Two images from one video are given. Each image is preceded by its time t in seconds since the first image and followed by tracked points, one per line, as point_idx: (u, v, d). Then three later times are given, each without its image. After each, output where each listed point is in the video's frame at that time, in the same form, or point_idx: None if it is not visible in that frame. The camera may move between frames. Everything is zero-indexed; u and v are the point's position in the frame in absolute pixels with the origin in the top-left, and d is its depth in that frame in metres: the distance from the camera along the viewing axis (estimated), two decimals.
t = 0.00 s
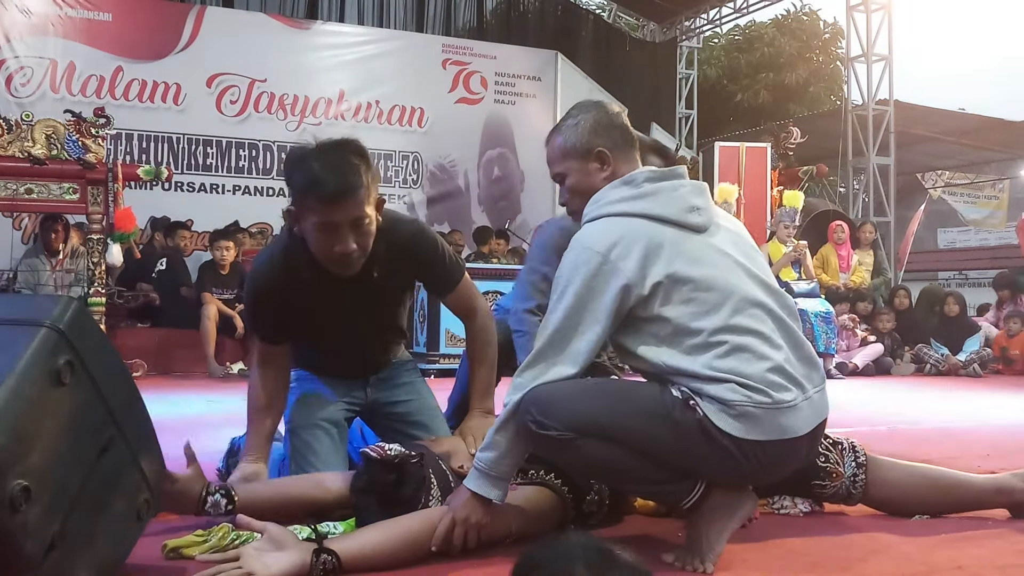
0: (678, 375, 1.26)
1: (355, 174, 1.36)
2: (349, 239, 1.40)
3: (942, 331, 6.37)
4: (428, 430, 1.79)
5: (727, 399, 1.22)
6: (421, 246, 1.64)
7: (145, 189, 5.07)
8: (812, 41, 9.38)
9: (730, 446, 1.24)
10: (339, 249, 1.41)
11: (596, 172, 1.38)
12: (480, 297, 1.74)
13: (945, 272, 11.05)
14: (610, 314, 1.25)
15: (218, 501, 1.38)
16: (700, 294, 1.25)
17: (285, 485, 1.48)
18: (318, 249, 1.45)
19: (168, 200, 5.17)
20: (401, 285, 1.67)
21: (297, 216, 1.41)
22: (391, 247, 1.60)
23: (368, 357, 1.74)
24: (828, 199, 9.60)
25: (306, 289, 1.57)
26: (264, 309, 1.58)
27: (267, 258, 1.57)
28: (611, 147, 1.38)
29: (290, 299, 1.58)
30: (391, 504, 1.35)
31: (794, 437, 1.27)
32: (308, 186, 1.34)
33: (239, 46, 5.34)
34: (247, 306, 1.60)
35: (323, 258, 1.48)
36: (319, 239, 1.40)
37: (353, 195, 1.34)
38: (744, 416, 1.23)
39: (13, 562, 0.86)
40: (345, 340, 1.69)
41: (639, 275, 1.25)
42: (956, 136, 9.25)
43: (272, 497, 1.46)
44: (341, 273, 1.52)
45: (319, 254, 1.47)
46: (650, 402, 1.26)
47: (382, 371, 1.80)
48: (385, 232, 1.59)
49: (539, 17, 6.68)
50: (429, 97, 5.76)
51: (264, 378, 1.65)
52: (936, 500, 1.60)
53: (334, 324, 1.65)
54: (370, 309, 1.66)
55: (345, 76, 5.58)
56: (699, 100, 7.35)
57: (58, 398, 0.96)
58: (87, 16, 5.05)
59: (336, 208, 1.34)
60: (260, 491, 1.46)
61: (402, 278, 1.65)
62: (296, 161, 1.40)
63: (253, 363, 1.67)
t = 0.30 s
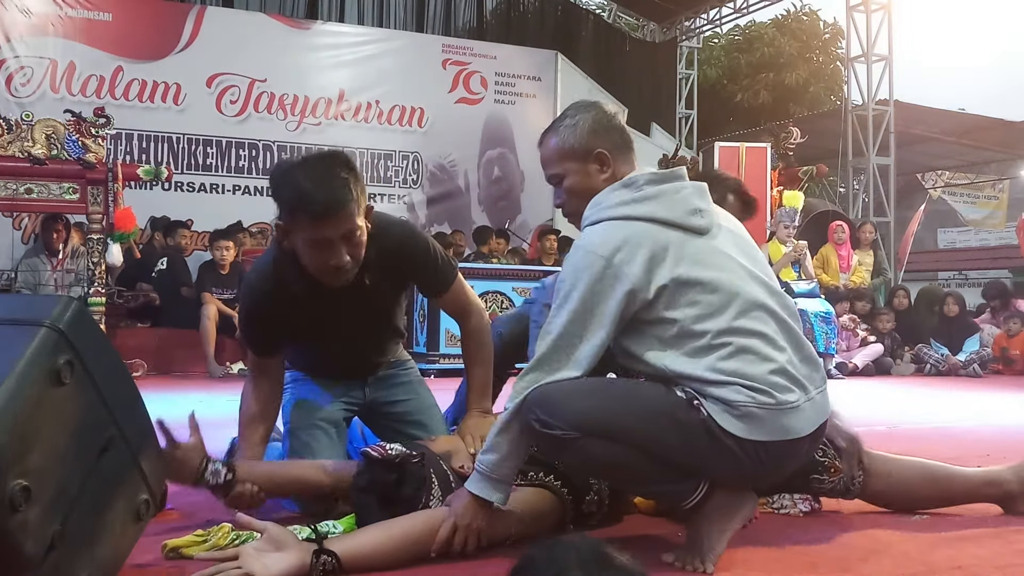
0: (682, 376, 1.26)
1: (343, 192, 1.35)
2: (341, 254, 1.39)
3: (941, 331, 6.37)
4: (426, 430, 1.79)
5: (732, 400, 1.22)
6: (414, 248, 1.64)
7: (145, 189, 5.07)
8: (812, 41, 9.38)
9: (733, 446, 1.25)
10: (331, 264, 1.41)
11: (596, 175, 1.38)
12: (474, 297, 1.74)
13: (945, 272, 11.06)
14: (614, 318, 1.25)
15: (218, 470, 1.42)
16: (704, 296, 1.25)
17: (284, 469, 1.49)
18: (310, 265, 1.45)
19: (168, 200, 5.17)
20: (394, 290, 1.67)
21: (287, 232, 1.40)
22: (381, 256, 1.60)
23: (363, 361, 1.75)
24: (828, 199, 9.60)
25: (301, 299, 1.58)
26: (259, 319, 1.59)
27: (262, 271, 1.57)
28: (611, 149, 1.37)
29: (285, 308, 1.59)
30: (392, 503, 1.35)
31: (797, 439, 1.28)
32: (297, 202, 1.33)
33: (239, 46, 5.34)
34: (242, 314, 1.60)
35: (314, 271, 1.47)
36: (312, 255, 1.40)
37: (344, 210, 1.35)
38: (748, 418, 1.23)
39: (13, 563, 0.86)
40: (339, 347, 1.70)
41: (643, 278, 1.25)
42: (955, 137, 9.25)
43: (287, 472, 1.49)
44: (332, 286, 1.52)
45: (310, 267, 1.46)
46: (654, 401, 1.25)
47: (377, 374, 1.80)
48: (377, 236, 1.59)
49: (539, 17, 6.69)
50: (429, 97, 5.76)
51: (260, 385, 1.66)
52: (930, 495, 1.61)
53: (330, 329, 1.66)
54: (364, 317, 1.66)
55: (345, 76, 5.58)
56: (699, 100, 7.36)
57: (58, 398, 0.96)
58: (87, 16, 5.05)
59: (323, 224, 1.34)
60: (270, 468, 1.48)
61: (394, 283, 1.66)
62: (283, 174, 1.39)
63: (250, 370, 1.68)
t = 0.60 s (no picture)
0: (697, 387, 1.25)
1: (353, 187, 1.37)
2: (356, 250, 1.42)
3: (941, 331, 6.37)
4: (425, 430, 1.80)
5: (754, 401, 1.24)
6: (412, 247, 1.65)
7: (145, 189, 5.07)
8: (812, 41, 9.39)
9: (752, 444, 1.26)
10: (348, 258, 1.43)
11: (591, 187, 1.31)
12: (469, 296, 1.75)
13: (945, 272, 11.06)
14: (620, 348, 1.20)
15: (231, 426, 1.37)
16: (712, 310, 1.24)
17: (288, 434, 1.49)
18: (319, 261, 1.46)
19: (168, 200, 5.17)
20: (391, 289, 1.68)
21: (291, 231, 1.41)
22: (380, 256, 1.61)
23: (356, 359, 1.74)
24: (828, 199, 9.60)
25: (303, 295, 1.58)
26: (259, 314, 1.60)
27: (261, 269, 1.56)
28: (609, 164, 1.31)
29: (287, 302, 1.60)
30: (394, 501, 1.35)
31: (810, 435, 1.31)
32: (303, 200, 1.34)
33: (239, 46, 5.34)
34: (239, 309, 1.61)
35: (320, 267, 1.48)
36: (322, 253, 1.42)
37: (354, 209, 1.36)
38: (769, 419, 1.25)
39: (14, 563, 0.86)
40: (334, 345, 1.70)
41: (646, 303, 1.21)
42: (956, 137, 9.25)
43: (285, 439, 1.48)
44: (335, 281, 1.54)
45: (317, 264, 1.47)
46: (674, 396, 1.24)
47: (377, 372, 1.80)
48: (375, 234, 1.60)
49: (539, 17, 6.69)
50: (429, 97, 5.76)
51: (253, 371, 1.68)
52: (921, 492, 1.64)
53: (327, 326, 1.66)
54: (360, 315, 1.67)
55: (345, 76, 5.58)
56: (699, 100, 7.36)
57: (58, 398, 0.96)
58: (87, 16, 5.05)
59: (331, 221, 1.35)
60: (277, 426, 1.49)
61: (389, 281, 1.66)
62: (286, 171, 1.40)
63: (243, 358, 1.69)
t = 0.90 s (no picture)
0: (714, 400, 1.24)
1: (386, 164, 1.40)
2: (383, 229, 1.44)
3: (941, 330, 6.36)
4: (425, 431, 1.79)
5: (775, 407, 1.23)
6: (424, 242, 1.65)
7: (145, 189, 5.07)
8: (812, 41, 9.40)
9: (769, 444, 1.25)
10: (379, 238, 1.45)
11: (591, 206, 1.28)
12: (472, 300, 1.75)
13: (945, 272, 11.05)
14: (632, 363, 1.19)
15: (267, 373, 1.46)
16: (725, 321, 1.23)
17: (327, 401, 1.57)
18: (342, 241, 1.47)
19: (168, 200, 5.17)
20: (401, 283, 1.68)
21: (320, 208, 1.42)
22: (393, 248, 1.60)
23: (356, 358, 1.75)
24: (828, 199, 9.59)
25: (315, 281, 1.58)
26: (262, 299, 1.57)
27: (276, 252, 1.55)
28: (609, 182, 1.28)
29: (294, 287, 1.58)
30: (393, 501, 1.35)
31: (833, 438, 1.30)
32: (340, 174, 1.36)
33: (239, 45, 5.34)
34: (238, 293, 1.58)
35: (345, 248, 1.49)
36: (347, 232, 1.43)
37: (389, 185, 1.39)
38: (791, 424, 1.24)
39: (14, 563, 0.86)
40: (334, 337, 1.69)
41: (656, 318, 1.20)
42: (956, 136, 9.25)
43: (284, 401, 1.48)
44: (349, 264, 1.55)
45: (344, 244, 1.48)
46: (698, 393, 1.24)
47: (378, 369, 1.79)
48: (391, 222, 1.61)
49: (539, 17, 6.69)
50: (429, 97, 5.76)
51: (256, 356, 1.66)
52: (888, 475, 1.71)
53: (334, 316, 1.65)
54: (364, 306, 1.66)
55: (345, 76, 5.58)
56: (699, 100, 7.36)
57: (57, 398, 0.96)
58: (87, 16, 5.05)
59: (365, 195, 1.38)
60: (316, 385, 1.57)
61: (401, 275, 1.66)
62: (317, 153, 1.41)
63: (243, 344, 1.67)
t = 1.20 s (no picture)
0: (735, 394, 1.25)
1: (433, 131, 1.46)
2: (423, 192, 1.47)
3: (940, 329, 6.37)
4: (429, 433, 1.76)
5: (793, 403, 1.23)
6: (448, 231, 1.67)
7: (145, 188, 5.07)
8: (812, 40, 9.40)
9: (785, 442, 1.25)
10: (415, 207, 1.49)
11: (608, 200, 1.28)
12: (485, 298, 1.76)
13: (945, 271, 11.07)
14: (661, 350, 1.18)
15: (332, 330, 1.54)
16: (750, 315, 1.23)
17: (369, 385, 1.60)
18: (380, 206, 1.48)
19: (168, 198, 5.17)
20: (418, 270, 1.69)
21: (364, 169, 1.44)
22: (421, 230, 1.62)
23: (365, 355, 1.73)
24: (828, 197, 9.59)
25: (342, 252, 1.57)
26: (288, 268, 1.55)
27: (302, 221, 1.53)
28: (625, 176, 1.27)
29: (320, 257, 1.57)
30: (396, 496, 1.40)
31: (844, 442, 1.30)
32: (393, 133, 1.40)
33: (239, 44, 5.34)
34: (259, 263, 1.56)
35: (381, 216, 1.51)
36: (388, 193, 1.45)
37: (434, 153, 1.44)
38: (809, 423, 1.24)
39: (14, 562, 0.86)
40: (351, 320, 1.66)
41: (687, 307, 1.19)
42: (956, 135, 9.25)
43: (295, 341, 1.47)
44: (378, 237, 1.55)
45: (382, 213, 1.50)
46: (718, 387, 1.25)
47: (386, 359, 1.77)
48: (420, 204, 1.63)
49: (539, 16, 6.68)
50: (428, 95, 5.76)
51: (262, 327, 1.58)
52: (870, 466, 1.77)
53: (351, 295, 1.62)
54: (384, 285, 1.66)
55: (345, 74, 5.58)
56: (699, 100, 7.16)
57: (57, 397, 0.96)
58: (87, 15, 5.05)
59: (412, 157, 1.41)
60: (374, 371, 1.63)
61: (421, 261, 1.67)
62: (369, 117, 1.45)
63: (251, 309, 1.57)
